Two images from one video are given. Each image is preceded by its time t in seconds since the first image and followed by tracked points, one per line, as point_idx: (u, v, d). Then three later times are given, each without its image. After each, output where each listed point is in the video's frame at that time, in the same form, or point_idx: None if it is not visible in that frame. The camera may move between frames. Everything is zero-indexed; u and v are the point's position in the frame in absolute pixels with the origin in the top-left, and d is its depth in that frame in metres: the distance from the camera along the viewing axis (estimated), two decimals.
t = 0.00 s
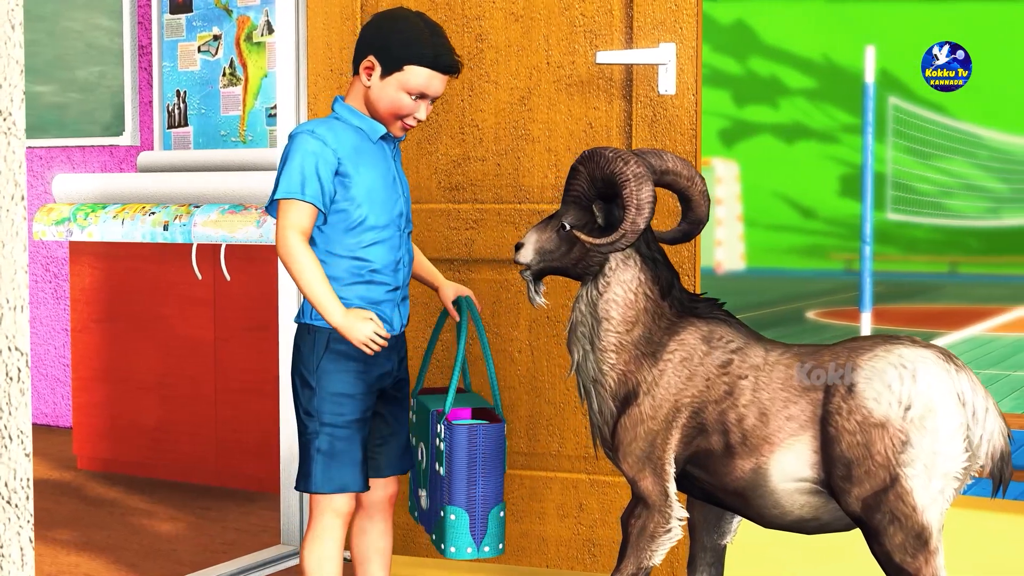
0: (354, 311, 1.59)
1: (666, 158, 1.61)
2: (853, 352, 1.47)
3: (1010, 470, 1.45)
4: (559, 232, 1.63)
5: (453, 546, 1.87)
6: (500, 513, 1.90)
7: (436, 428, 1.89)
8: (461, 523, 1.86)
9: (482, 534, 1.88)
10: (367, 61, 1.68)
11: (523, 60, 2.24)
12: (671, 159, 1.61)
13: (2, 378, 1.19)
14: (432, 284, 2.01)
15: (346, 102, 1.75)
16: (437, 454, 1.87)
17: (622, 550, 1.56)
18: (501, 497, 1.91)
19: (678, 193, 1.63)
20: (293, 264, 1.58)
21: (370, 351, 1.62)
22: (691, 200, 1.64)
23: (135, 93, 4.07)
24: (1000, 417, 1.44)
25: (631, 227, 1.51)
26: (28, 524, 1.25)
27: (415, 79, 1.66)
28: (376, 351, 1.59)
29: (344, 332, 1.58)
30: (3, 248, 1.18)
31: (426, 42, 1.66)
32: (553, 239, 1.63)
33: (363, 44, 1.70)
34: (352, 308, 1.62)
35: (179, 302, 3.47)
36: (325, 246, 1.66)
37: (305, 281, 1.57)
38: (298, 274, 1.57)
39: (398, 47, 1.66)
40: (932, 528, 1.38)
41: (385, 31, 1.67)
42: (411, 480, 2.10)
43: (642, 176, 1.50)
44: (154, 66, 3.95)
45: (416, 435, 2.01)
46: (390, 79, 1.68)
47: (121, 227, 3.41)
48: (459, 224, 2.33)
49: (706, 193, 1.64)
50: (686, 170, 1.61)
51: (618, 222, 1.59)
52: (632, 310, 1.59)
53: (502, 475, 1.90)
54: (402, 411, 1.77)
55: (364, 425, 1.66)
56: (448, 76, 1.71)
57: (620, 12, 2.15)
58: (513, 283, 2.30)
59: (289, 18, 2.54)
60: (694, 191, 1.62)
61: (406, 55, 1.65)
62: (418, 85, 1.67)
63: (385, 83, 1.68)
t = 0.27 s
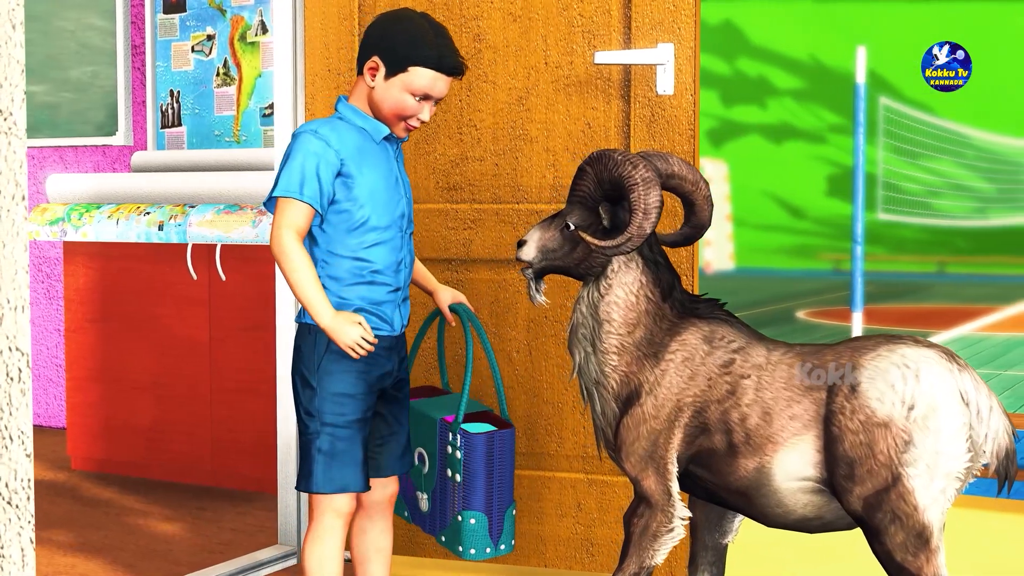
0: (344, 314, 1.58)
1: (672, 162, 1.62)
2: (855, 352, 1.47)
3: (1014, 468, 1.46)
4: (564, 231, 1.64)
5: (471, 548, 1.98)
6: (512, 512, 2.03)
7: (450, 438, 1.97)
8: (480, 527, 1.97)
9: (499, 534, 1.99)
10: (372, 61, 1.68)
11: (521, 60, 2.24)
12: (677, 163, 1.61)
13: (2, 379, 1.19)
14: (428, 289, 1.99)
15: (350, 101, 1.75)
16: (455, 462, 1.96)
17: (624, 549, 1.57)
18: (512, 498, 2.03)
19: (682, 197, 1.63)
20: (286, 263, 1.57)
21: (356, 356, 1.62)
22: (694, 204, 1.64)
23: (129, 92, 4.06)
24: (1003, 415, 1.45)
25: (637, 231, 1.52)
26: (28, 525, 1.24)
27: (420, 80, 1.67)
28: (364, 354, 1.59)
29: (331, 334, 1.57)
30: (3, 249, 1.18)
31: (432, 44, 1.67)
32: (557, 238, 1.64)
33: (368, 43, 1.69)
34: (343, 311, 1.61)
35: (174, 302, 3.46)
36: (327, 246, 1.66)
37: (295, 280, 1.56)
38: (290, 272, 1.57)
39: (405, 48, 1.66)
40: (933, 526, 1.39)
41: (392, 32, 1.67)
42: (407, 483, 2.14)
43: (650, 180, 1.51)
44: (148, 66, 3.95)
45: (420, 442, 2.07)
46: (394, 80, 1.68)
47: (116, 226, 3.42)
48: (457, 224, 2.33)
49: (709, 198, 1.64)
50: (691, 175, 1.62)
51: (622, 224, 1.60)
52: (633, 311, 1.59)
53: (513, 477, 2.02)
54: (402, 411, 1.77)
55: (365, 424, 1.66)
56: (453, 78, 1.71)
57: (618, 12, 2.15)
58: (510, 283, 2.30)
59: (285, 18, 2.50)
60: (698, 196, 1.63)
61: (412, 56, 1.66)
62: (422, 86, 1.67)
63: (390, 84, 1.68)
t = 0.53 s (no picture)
0: (345, 317, 1.58)
1: (676, 166, 1.62)
2: (857, 352, 1.48)
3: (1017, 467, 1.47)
4: (567, 232, 1.64)
5: (479, 545, 2.00)
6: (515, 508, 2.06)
7: (458, 434, 1.98)
8: (488, 523, 1.99)
9: (505, 530, 2.03)
10: (381, 62, 1.67)
11: (519, 60, 2.25)
12: (681, 167, 1.61)
13: (3, 379, 1.19)
14: (428, 291, 1.99)
15: (356, 102, 1.75)
16: (463, 459, 1.98)
17: (626, 548, 1.57)
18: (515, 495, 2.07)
19: (685, 202, 1.64)
20: (289, 262, 1.57)
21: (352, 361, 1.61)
22: (697, 209, 1.65)
23: (122, 93, 4.04)
24: (1005, 414, 1.45)
25: (642, 235, 1.53)
26: (29, 525, 1.24)
27: (428, 83, 1.66)
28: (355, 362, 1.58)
29: (331, 336, 1.57)
30: (3, 248, 1.18)
31: (440, 46, 1.66)
32: (559, 239, 1.65)
33: (376, 44, 1.69)
34: (344, 314, 1.61)
35: (169, 302, 3.45)
36: (330, 247, 1.66)
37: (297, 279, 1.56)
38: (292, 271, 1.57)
39: (413, 50, 1.65)
40: (934, 526, 1.40)
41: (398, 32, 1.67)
42: (402, 484, 2.15)
43: (656, 185, 1.52)
44: (141, 66, 3.95)
45: (420, 444, 2.06)
46: (403, 82, 1.67)
47: (110, 226, 3.41)
48: (454, 224, 2.33)
49: (712, 203, 1.65)
50: (695, 179, 1.62)
51: (627, 226, 1.61)
52: (634, 313, 1.60)
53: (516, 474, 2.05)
54: (402, 410, 1.77)
55: (366, 424, 1.66)
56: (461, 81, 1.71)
57: (616, 13, 2.15)
58: (508, 283, 2.30)
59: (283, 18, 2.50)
60: (701, 201, 1.64)
61: (420, 59, 1.65)
62: (430, 89, 1.67)
63: (398, 86, 1.67)
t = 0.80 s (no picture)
0: (349, 317, 1.58)
1: (676, 169, 1.62)
2: (859, 352, 1.48)
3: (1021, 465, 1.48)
4: (568, 235, 1.65)
5: (486, 547, 2.03)
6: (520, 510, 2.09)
7: (464, 436, 2.01)
8: (495, 524, 2.03)
9: (512, 532, 2.05)
10: (383, 62, 1.68)
11: (517, 60, 2.25)
12: (681, 170, 1.62)
13: (4, 379, 1.19)
14: (430, 294, 2.00)
15: (358, 102, 1.75)
16: (469, 460, 2.01)
17: (628, 548, 1.58)
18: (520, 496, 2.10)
19: (685, 205, 1.64)
20: (291, 263, 1.57)
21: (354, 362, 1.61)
22: (697, 212, 1.66)
23: (115, 92, 4.02)
24: (1006, 414, 1.46)
25: (643, 238, 1.54)
26: (30, 526, 1.24)
27: (431, 83, 1.67)
28: (362, 360, 1.59)
29: (334, 335, 1.57)
30: (3, 249, 1.18)
31: (442, 46, 1.66)
32: (560, 241, 1.65)
33: (381, 44, 1.69)
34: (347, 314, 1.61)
35: (163, 303, 3.44)
36: (331, 247, 1.66)
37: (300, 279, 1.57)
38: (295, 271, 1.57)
39: (416, 50, 1.66)
40: (934, 525, 1.41)
41: (400, 33, 1.67)
42: (403, 488, 2.17)
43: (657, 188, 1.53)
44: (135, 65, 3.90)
45: (421, 447, 2.08)
46: (405, 82, 1.68)
47: (105, 226, 3.43)
48: (452, 224, 2.33)
49: (712, 206, 1.66)
50: (695, 182, 1.63)
51: (627, 230, 1.62)
52: (635, 315, 1.61)
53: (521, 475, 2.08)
54: (403, 410, 1.77)
55: (367, 424, 1.66)
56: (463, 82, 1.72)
57: (614, 13, 2.16)
58: (507, 283, 2.30)
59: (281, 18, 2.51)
60: (701, 204, 1.64)
61: (423, 59, 1.66)
62: (433, 89, 1.68)
63: (400, 86, 1.68)
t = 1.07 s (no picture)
0: (353, 315, 1.58)
1: (674, 171, 1.63)
2: (860, 352, 1.49)
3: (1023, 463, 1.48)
4: (567, 240, 1.64)
5: (493, 554, 2.07)
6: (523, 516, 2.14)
7: (468, 445, 2.06)
8: (501, 531, 2.07)
9: (516, 539, 2.10)
10: (383, 62, 1.68)
11: (515, 60, 2.25)
12: (679, 172, 1.62)
13: (4, 379, 1.19)
14: (429, 304, 1.96)
15: (359, 102, 1.75)
16: (475, 469, 2.05)
17: (630, 547, 1.58)
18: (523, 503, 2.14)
19: (684, 206, 1.65)
20: (292, 263, 1.57)
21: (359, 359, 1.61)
22: (696, 213, 1.66)
23: (108, 92, 4.00)
24: (1005, 414, 1.47)
25: (641, 241, 1.54)
26: (31, 527, 1.24)
27: (430, 81, 1.67)
28: (367, 357, 1.58)
29: (338, 332, 1.57)
30: (4, 248, 1.17)
31: (441, 44, 1.67)
32: (560, 246, 1.65)
33: (378, 45, 1.70)
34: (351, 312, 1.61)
35: (157, 303, 3.41)
36: (331, 247, 1.66)
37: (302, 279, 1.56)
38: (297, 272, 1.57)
39: (414, 49, 1.66)
40: (932, 525, 1.41)
41: (401, 32, 1.67)
42: (405, 498, 2.21)
43: (654, 191, 1.53)
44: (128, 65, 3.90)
45: (425, 456, 2.13)
46: (404, 81, 1.68)
47: (100, 227, 3.43)
48: (450, 225, 2.34)
49: (710, 206, 1.66)
50: (693, 183, 1.63)
51: (626, 233, 1.62)
52: (635, 318, 1.61)
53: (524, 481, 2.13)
54: (402, 411, 1.77)
55: (366, 424, 1.67)
56: (463, 80, 1.72)
57: (613, 13, 2.16)
58: (505, 283, 2.31)
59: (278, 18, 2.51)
60: (700, 205, 1.64)
61: (422, 57, 1.66)
62: (433, 87, 1.67)
63: (400, 85, 1.68)
